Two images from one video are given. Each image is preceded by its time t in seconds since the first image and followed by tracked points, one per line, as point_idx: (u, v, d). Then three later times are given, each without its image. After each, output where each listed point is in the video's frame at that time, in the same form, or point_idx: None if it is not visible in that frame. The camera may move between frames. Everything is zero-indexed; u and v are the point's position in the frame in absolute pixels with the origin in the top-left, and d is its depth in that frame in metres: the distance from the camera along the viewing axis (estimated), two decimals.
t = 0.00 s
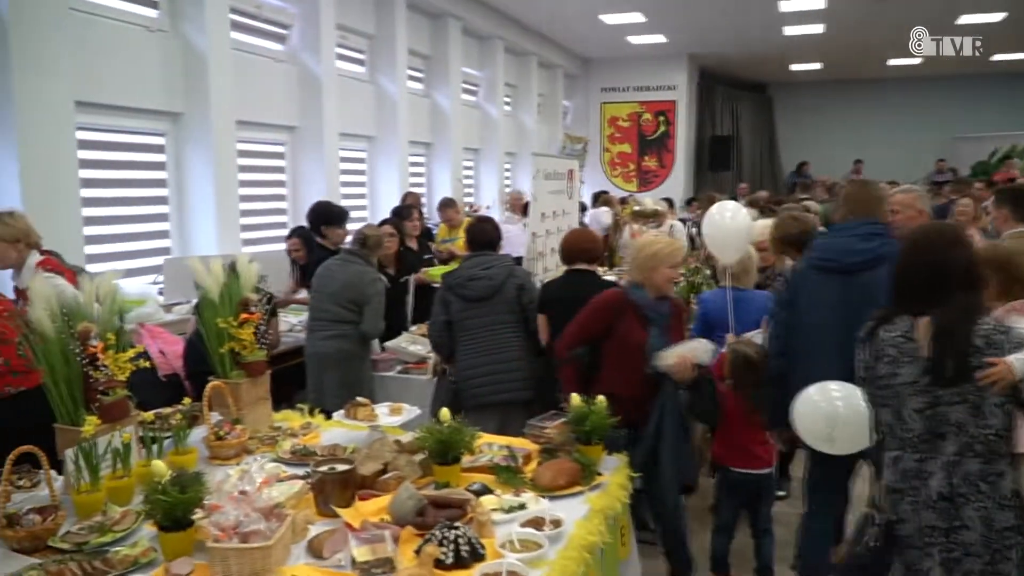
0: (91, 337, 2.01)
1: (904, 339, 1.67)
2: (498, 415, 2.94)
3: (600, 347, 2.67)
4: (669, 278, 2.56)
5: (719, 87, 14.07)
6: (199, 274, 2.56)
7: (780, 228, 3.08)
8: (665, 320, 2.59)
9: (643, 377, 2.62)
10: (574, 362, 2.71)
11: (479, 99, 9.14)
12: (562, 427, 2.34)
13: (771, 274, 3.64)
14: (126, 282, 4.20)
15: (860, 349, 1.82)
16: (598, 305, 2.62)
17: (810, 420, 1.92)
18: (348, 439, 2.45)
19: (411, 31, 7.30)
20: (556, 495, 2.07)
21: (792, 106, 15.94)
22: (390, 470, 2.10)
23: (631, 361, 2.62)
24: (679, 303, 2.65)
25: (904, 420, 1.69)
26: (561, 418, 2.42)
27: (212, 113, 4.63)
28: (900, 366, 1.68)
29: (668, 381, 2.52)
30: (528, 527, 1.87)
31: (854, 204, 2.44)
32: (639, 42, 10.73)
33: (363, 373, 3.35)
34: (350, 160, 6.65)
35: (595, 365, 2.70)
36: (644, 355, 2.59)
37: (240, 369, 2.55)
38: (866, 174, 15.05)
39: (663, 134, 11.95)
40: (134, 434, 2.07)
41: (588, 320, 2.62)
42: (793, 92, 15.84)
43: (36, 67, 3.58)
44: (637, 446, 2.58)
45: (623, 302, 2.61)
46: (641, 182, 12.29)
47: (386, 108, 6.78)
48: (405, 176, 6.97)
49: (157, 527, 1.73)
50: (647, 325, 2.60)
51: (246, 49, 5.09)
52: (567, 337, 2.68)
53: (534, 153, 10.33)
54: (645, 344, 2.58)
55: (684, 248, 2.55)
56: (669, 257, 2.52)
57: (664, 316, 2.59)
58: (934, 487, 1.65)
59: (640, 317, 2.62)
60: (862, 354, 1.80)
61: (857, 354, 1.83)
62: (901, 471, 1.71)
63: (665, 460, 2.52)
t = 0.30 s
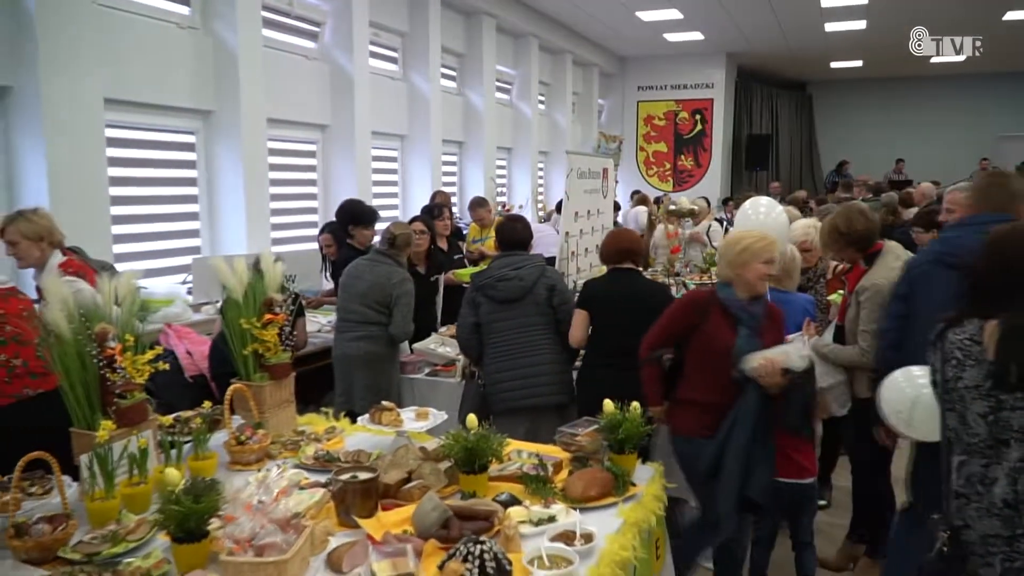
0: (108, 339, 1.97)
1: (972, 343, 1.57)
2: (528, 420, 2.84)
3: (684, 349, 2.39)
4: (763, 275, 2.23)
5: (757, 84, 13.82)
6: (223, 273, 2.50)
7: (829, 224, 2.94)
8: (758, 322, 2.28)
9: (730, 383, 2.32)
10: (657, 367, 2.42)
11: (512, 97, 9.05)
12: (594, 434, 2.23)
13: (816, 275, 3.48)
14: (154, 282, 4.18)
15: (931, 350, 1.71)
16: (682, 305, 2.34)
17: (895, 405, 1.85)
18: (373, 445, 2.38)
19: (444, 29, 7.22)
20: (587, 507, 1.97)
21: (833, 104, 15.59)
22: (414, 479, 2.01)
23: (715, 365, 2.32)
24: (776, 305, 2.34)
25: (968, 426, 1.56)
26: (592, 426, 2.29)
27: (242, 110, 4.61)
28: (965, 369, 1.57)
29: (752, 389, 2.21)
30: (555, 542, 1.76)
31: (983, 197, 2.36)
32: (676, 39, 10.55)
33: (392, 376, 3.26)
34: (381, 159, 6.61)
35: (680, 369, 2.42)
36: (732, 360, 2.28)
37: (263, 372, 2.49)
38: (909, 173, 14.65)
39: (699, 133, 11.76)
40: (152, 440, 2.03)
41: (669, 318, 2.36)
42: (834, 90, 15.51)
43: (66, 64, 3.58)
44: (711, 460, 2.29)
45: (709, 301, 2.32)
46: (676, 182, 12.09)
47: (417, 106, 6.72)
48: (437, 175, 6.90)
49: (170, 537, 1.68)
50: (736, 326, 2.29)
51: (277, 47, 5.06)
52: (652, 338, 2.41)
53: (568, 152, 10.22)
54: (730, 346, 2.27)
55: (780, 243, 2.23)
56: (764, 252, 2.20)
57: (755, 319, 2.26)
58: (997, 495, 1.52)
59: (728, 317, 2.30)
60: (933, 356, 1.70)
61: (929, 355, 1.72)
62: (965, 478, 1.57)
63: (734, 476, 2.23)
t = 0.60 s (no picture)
0: (74, 346, 1.85)
1: (1015, 337, 1.56)
2: (522, 429, 2.73)
3: (736, 368, 2.15)
4: (818, 284, 2.09)
5: (755, 83, 13.72)
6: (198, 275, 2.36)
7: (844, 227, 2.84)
8: (815, 331, 2.09)
9: (795, 402, 2.10)
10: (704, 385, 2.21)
11: (508, 95, 8.93)
12: (589, 445, 2.11)
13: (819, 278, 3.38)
14: (137, 283, 4.06)
15: (979, 347, 1.71)
16: (730, 316, 2.13)
17: (930, 415, 1.94)
18: (356, 456, 2.26)
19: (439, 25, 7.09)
20: (582, 526, 1.85)
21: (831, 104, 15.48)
22: (399, 495, 1.89)
23: (777, 382, 2.09)
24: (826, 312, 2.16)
25: (1011, 420, 1.56)
26: (588, 436, 2.17)
27: (229, 106, 4.49)
28: (1008, 364, 1.56)
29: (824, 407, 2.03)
30: (550, 565, 1.65)
31: None
32: (675, 37, 10.42)
33: (382, 382, 3.15)
34: (374, 157, 6.48)
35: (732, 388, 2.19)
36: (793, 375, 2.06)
37: (243, 379, 2.38)
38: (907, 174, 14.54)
39: (697, 132, 11.65)
40: (121, 452, 1.92)
41: (722, 334, 2.11)
42: (832, 89, 15.39)
43: (45, 57, 3.47)
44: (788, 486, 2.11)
45: (762, 312, 2.10)
46: (674, 182, 11.99)
47: (411, 103, 6.59)
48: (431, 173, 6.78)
49: (131, 562, 1.55)
50: (794, 338, 2.08)
51: (266, 42, 4.94)
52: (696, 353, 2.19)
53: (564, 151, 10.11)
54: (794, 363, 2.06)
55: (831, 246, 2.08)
56: (818, 259, 2.05)
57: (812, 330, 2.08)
58: None
59: (784, 329, 2.08)
60: (979, 352, 1.69)
61: (976, 353, 1.71)
62: (1007, 470, 1.57)
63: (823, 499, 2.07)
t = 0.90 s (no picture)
0: (36, 349, 1.72)
1: None
2: (514, 437, 2.61)
3: (804, 382, 1.92)
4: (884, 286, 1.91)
5: (754, 81, 13.60)
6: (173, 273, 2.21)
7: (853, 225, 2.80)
8: (879, 334, 1.93)
9: (865, 414, 1.93)
10: (772, 408, 1.93)
11: (505, 92, 8.81)
12: (584, 456, 1.99)
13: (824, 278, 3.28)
14: (120, 283, 3.94)
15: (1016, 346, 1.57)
16: (806, 329, 1.86)
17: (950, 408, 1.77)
18: (339, 465, 2.14)
19: (434, 20, 6.97)
20: (578, 542, 1.74)
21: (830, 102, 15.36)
22: (382, 509, 1.78)
23: (848, 394, 1.91)
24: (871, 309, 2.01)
25: None
26: (586, 445, 2.05)
27: (216, 100, 4.37)
28: None
29: (908, 418, 1.87)
30: None
31: None
32: (673, 34, 10.30)
33: (369, 385, 3.04)
34: (368, 154, 6.36)
35: (793, 404, 1.95)
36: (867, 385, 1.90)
37: (222, 384, 2.24)
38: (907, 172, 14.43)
39: (696, 130, 11.54)
40: (87, 462, 1.81)
41: (797, 346, 1.86)
42: (832, 87, 15.28)
43: (21, 49, 3.35)
44: (876, 507, 1.92)
45: (836, 318, 1.87)
46: (672, 180, 11.89)
47: (405, 99, 6.47)
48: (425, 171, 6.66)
49: None
50: (866, 347, 1.90)
51: (255, 35, 4.81)
52: (763, 372, 1.91)
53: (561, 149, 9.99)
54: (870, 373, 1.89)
55: (892, 246, 1.91)
56: (889, 258, 1.88)
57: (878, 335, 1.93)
58: None
59: (857, 336, 1.89)
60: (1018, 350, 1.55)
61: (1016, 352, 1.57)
62: None
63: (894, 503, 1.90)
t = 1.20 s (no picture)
0: None
1: None
2: (509, 449, 2.49)
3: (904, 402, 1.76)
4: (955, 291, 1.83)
5: (755, 79, 13.47)
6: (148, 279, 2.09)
7: (847, 221, 2.54)
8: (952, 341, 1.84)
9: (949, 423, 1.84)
10: (877, 431, 1.77)
11: (503, 89, 8.68)
12: (579, 473, 1.87)
13: (834, 280, 3.16)
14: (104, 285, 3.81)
15: None
16: (910, 345, 1.71)
17: None
18: (321, 481, 2.02)
19: (430, 16, 6.84)
20: (572, 567, 1.62)
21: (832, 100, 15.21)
22: (363, 532, 1.66)
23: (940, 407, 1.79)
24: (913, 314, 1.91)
25: None
26: (582, 460, 1.93)
27: (204, 98, 4.25)
28: None
29: (991, 425, 1.82)
30: None
31: None
32: (673, 31, 10.17)
33: (358, 392, 2.92)
34: (363, 152, 6.23)
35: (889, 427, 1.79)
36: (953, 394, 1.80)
37: (199, 395, 2.12)
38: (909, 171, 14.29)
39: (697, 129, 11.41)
40: (47, 482, 1.68)
41: (902, 364, 1.72)
42: (834, 85, 15.13)
43: None
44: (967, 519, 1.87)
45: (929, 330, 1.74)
46: (672, 179, 11.78)
47: (401, 96, 6.35)
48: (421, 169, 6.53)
49: None
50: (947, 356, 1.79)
51: (246, 30, 4.70)
52: (869, 395, 1.74)
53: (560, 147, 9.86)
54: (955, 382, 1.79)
55: (961, 248, 1.83)
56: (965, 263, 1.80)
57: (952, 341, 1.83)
58: None
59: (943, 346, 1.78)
60: None
61: None
62: None
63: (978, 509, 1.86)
